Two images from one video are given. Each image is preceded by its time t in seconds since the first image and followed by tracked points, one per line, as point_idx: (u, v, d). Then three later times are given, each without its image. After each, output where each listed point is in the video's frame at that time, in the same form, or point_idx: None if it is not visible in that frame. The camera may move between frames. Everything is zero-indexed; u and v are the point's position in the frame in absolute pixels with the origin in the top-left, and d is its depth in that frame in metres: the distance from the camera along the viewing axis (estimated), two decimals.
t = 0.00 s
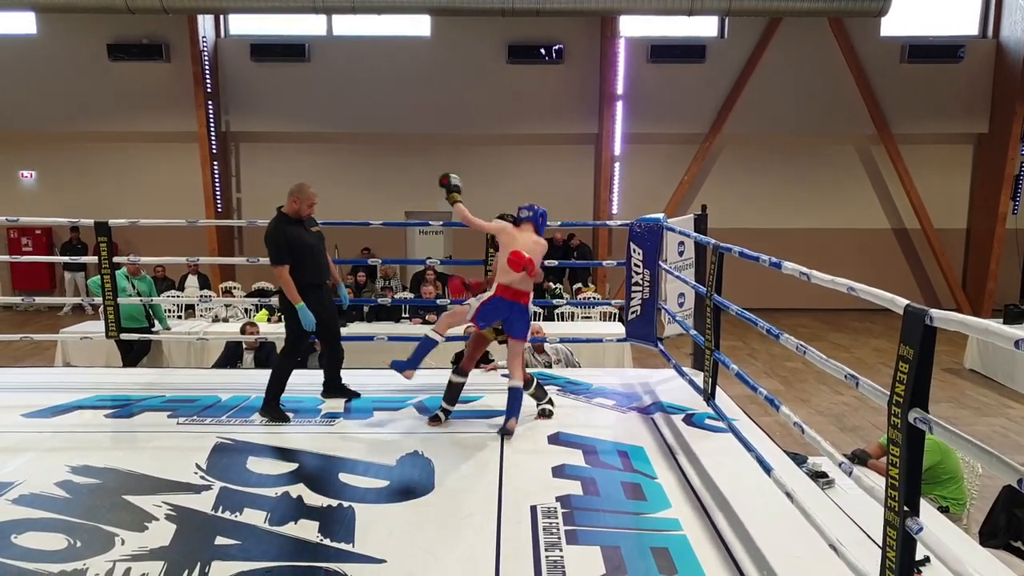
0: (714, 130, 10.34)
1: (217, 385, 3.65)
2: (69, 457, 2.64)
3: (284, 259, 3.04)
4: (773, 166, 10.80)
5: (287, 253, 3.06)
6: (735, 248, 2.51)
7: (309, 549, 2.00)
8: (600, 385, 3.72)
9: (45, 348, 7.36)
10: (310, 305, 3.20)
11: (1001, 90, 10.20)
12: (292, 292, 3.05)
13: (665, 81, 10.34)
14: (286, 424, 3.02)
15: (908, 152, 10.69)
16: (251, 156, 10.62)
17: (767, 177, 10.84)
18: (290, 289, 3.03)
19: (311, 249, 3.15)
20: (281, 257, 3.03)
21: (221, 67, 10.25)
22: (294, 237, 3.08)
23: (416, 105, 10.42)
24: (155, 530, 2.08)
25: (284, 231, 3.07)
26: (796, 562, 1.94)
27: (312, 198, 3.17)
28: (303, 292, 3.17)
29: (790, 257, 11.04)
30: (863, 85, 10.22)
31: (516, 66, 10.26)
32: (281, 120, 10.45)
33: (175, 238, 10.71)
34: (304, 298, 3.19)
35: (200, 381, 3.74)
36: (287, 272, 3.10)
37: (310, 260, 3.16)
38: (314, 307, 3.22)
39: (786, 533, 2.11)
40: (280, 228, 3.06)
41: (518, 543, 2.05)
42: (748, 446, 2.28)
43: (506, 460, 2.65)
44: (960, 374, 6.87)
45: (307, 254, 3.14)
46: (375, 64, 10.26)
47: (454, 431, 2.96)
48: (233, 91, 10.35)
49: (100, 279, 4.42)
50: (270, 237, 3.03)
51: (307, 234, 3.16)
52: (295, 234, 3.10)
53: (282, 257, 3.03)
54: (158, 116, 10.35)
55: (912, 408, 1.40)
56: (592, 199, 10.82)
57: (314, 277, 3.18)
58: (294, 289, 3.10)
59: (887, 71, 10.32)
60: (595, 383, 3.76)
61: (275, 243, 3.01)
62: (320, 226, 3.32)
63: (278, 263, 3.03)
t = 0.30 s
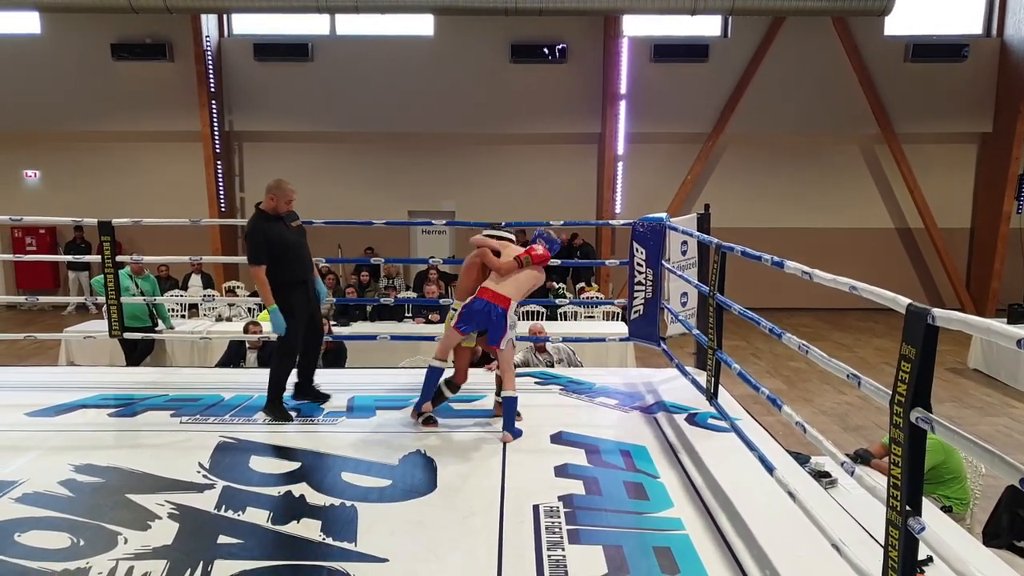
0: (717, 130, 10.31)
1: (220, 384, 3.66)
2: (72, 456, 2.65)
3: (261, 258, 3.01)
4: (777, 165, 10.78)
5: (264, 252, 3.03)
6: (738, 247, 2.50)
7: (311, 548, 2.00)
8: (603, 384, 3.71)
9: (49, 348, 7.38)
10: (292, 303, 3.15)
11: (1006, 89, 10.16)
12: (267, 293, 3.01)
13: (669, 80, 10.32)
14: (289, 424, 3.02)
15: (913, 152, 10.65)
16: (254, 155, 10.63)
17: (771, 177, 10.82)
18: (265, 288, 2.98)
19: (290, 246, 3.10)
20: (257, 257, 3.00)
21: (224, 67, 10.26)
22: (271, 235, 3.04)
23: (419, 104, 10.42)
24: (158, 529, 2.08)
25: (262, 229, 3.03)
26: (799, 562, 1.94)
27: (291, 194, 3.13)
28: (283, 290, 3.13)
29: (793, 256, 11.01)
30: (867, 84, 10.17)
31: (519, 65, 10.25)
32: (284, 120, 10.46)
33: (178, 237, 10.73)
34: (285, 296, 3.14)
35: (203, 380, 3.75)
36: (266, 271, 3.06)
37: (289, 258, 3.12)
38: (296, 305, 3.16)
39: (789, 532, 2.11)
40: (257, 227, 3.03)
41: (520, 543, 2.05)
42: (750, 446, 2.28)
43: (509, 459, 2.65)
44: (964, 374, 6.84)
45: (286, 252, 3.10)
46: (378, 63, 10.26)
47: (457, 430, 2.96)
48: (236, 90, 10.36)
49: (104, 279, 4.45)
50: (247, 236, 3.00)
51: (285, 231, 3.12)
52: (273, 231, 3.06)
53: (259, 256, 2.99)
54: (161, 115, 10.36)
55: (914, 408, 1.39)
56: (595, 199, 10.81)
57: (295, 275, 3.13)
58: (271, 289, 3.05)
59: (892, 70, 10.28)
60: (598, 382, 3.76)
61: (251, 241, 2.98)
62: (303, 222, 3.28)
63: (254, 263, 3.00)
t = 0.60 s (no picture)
0: (721, 129, 10.28)
1: (224, 383, 3.66)
2: (77, 454, 2.65)
3: (246, 253, 3.00)
4: (780, 165, 10.75)
5: (251, 247, 3.02)
6: (742, 246, 2.49)
7: (315, 547, 2.00)
8: (606, 384, 3.71)
9: (53, 347, 7.40)
10: (272, 304, 3.12)
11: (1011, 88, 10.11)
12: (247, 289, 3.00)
13: (672, 80, 10.30)
14: (293, 422, 3.02)
15: (918, 151, 10.61)
16: (258, 155, 10.65)
17: (774, 176, 10.79)
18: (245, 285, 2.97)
19: (277, 245, 3.09)
20: (243, 251, 3.00)
21: (228, 66, 10.27)
22: (259, 232, 3.03)
23: (422, 103, 10.42)
24: (163, 527, 2.09)
25: (253, 226, 3.03)
26: (804, 562, 1.93)
27: (287, 194, 3.12)
28: (266, 289, 3.11)
29: (796, 256, 10.99)
30: (871, 83, 10.13)
31: (523, 64, 10.24)
32: (288, 119, 10.47)
33: (182, 236, 10.76)
34: (266, 296, 3.11)
35: (208, 379, 3.76)
36: (249, 268, 3.05)
37: (276, 257, 3.10)
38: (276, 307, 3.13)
39: (793, 532, 2.10)
40: (248, 222, 3.03)
41: (524, 541, 2.04)
42: (755, 445, 2.27)
43: (513, 458, 2.65)
44: (969, 374, 6.81)
45: (272, 251, 3.08)
46: (382, 62, 10.26)
47: (460, 429, 2.96)
48: (240, 90, 10.37)
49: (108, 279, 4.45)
50: (237, 230, 3.00)
51: (275, 230, 3.11)
52: (263, 228, 3.06)
53: (244, 251, 2.99)
54: (165, 115, 10.39)
55: (920, 407, 1.38)
56: (598, 198, 10.80)
57: (279, 275, 3.11)
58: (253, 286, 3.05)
59: (896, 69, 10.24)
60: (602, 381, 3.76)
61: (240, 237, 2.98)
62: (295, 224, 3.26)
63: (239, 257, 3.00)
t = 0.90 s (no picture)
0: (725, 128, 10.25)
1: (227, 382, 3.66)
2: (81, 452, 2.66)
3: (240, 248, 3.02)
4: (784, 163, 10.72)
5: (244, 242, 3.04)
6: (746, 245, 2.48)
7: (318, 545, 2.00)
8: (609, 382, 3.70)
9: (58, 345, 7.42)
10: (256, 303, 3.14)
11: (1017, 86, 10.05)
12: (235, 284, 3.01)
13: (676, 78, 10.27)
14: (296, 420, 3.03)
15: (923, 150, 10.56)
16: (262, 154, 10.67)
17: (778, 175, 10.76)
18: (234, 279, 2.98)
19: (270, 245, 3.12)
20: (235, 246, 3.01)
21: (231, 65, 10.28)
22: (255, 229, 3.07)
23: (425, 102, 10.41)
24: (166, 525, 2.09)
25: (250, 222, 3.06)
26: (808, 561, 1.92)
27: (287, 196, 3.17)
28: (252, 288, 3.13)
29: (800, 255, 10.96)
30: (876, 82, 10.09)
31: (526, 63, 10.22)
32: (291, 119, 10.48)
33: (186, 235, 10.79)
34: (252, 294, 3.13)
35: (211, 377, 3.76)
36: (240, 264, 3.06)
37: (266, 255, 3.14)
38: (259, 306, 3.16)
39: (797, 531, 2.09)
40: (244, 217, 3.06)
41: (526, 540, 2.04)
42: (759, 444, 2.26)
43: (515, 457, 2.64)
44: (973, 373, 6.78)
45: (262, 249, 3.11)
46: (385, 61, 10.26)
47: (463, 428, 2.96)
48: (243, 89, 10.38)
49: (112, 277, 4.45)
50: (233, 223, 3.02)
51: (270, 230, 3.14)
52: (259, 226, 3.09)
53: (237, 245, 3.01)
54: (169, 114, 10.40)
55: (924, 405, 1.38)
56: (601, 197, 10.79)
57: (266, 273, 3.14)
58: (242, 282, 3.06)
59: (902, 68, 10.19)
60: (605, 380, 3.75)
61: (236, 231, 3.00)
62: (286, 227, 3.30)
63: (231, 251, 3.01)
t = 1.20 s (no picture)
0: (729, 127, 10.23)
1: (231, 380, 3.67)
2: (85, 450, 2.66)
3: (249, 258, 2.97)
4: (789, 162, 10.68)
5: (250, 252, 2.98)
6: (751, 243, 2.46)
7: (321, 544, 2.00)
8: (613, 381, 3.69)
9: (63, 344, 7.45)
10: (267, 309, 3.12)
11: None
12: (254, 295, 2.96)
13: (680, 77, 10.24)
14: (299, 419, 3.03)
15: (929, 148, 10.51)
16: (266, 153, 10.68)
17: (783, 173, 10.72)
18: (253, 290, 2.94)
19: (271, 250, 3.10)
20: (245, 257, 2.95)
21: (236, 64, 10.30)
22: (257, 236, 3.02)
23: (429, 101, 10.41)
24: (169, 523, 2.09)
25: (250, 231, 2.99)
26: (813, 562, 1.91)
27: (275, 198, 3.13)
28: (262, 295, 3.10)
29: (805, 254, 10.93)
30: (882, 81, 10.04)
31: (530, 62, 10.21)
32: (296, 118, 10.49)
33: (191, 234, 10.82)
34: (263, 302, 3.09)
35: (214, 376, 3.76)
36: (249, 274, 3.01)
37: (268, 261, 3.11)
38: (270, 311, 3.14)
39: (802, 531, 2.08)
40: (243, 227, 2.99)
41: (530, 540, 2.03)
42: (763, 443, 2.24)
43: (518, 456, 2.63)
44: (979, 373, 6.74)
45: (264, 255, 3.08)
46: (389, 60, 10.26)
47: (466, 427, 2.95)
48: (248, 88, 10.40)
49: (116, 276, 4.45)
50: (237, 235, 2.94)
51: (268, 234, 3.10)
52: (258, 233, 3.04)
53: (247, 256, 2.95)
54: (173, 113, 10.43)
55: (931, 404, 1.36)
56: (606, 196, 10.77)
57: (272, 278, 3.12)
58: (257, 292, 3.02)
59: (908, 66, 10.14)
60: (609, 379, 3.74)
61: (242, 242, 2.93)
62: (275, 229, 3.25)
63: (241, 263, 2.94)
